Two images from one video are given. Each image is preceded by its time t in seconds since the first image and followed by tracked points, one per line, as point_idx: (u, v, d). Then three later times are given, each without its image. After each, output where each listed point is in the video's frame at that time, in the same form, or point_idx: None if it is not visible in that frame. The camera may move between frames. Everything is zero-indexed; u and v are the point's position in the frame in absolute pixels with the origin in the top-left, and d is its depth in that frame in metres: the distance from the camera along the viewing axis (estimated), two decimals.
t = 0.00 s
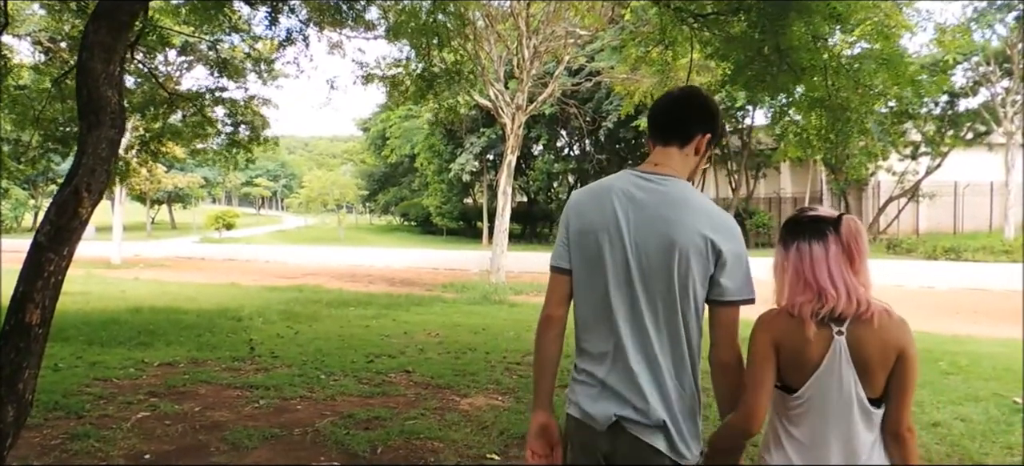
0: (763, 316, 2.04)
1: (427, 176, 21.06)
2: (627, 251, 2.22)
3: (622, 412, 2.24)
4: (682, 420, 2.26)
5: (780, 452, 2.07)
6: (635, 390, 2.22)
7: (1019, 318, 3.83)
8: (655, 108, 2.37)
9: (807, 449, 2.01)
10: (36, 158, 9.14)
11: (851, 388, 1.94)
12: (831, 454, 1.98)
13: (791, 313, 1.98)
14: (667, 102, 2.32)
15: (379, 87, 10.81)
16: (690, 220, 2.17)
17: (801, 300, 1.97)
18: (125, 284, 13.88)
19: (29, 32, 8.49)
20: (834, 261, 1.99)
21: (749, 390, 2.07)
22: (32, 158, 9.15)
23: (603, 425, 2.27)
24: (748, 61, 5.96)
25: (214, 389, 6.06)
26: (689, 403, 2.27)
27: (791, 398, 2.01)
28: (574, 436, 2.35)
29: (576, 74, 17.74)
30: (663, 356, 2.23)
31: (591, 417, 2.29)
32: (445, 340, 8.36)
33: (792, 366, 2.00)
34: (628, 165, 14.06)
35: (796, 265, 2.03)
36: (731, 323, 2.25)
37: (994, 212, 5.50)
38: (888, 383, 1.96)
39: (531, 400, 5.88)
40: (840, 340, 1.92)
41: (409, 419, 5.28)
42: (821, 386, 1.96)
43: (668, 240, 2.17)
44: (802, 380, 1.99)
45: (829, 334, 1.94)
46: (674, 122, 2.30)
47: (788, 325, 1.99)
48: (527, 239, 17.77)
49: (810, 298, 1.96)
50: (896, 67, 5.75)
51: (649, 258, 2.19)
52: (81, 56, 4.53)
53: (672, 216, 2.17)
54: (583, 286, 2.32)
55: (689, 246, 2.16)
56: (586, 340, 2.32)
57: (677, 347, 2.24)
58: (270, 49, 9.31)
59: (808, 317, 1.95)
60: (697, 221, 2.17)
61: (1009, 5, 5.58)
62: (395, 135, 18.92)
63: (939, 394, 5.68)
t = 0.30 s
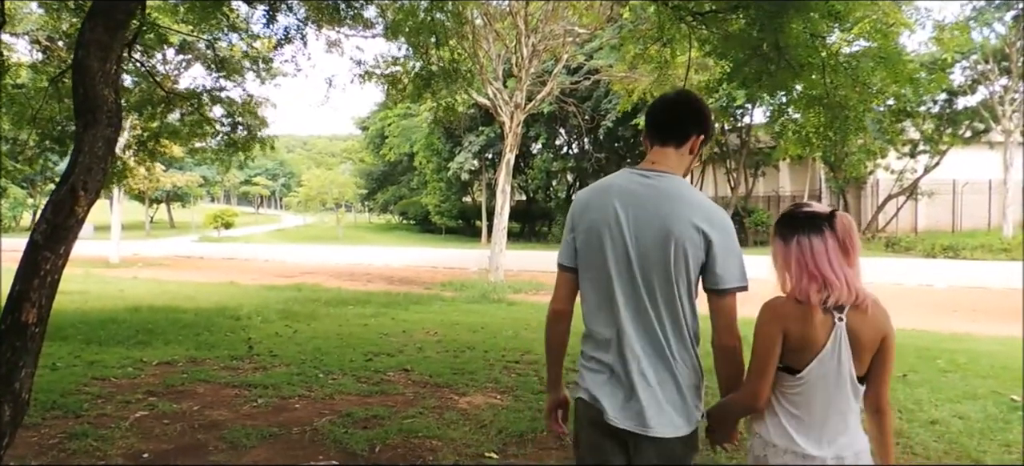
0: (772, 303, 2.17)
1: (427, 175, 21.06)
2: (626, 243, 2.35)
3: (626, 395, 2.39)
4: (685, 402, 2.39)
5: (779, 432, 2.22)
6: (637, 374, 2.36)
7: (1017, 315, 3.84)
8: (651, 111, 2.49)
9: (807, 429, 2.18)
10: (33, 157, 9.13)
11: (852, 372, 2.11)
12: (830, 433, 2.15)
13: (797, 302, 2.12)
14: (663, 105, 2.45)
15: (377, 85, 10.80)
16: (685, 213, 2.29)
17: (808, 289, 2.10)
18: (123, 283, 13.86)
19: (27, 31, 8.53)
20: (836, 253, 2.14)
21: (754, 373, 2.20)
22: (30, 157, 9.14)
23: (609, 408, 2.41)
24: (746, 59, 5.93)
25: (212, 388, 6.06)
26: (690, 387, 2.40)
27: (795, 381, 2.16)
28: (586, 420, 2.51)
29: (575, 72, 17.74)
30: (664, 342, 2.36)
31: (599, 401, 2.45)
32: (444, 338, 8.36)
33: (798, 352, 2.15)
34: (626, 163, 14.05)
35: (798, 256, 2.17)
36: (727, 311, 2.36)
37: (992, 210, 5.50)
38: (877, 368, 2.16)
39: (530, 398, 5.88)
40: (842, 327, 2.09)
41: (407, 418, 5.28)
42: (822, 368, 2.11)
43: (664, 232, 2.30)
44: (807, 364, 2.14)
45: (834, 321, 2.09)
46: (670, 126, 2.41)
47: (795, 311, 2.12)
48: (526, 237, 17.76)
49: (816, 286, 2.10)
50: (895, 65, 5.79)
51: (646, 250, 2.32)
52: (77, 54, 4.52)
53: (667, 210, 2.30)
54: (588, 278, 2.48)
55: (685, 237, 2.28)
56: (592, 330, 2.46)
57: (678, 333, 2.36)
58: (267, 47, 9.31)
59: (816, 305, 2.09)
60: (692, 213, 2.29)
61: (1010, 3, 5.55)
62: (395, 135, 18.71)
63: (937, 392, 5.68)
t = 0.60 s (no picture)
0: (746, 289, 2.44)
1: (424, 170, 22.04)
2: (636, 238, 2.42)
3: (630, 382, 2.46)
4: (688, 389, 2.47)
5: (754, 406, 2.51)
6: (643, 362, 2.44)
7: (1013, 312, 3.85)
8: (653, 110, 2.55)
9: (779, 401, 2.47)
10: (30, 153, 9.12)
11: (819, 352, 2.41)
12: (799, 404, 2.45)
13: (771, 289, 2.41)
14: (664, 106, 2.52)
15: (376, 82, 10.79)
16: (692, 210, 2.37)
17: (781, 277, 2.40)
18: (121, 279, 13.84)
19: (24, 26, 8.51)
20: (809, 245, 2.42)
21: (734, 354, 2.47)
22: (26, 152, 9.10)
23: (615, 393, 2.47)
24: (744, 55, 5.88)
25: (210, 384, 6.06)
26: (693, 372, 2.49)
27: (770, 360, 2.45)
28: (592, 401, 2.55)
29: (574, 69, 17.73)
30: (669, 333, 2.43)
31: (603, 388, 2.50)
32: (442, 335, 8.36)
33: (772, 333, 2.43)
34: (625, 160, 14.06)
35: (774, 248, 2.45)
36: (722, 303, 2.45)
37: (989, 207, 5.51)
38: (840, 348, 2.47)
39: (528, 394, 5.89)
40: (810, 311, 2.39)
41: (404, 414, 5.29)
42: (793, 348, 2.41)
43: (672, 228, 2.38)
44: (780, 344, 2.43)
45: (804, 304, 2.39)
46: (671, 128, 2.48)
47: (768, 297, 2.41)
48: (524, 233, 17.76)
49: (787, 276, 2.40)
50: (894, 62, 5.83)
51: (655, 243, 2.40)
52: (73, 48, 4.49)
53: (675, 206, 2.38)
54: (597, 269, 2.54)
55: (692, 233, 2.36)
56: (598, 320, 2.52)
57: (682, 325, 2.44)
58: (265, 43, 9.30)
59: (788, 290, 2.39)
60: (699, 211, 2.38)
61: None
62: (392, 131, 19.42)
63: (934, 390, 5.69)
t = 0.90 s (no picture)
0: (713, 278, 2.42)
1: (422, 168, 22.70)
2: (635, 222, 2.41)
3: (627, 365, 2.42)
4: (680, 371, 2.45)
5: (721, 390, 2.50)
6: (642, 347, 2.41)
7: (1013, 302, 3.83)
8: (642, 104, 2.56)
9: (745, 384, 2.47)
10: (29, 152, 9.11)
11: (779, 333, 2.42)
12: (765, 385, 2.46)
13: (733, 278, 2.40)
14: (651, 100, 2.52)
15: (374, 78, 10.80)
16: (686, 195, 2.39)
17: (741, 267, 2.38)
18: (121, 277, 13.85)
19: (21, 26, 8.48)
20: (770, 235, 2.39)
21: (702, 341, 2.45)
22: (25, 152, 9.09)
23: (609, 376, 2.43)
24: (742, 49, 5.83)
25: (209, 380, 6.06)
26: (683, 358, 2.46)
27: (735, 344, 2.44)
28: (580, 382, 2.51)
29: (572, 65, 17.72)
30: (665, 316, 2.42)
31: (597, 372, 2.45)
32: (442, 331, 8.37)
33: (735, 318, 2.43)
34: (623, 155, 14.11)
35: (735, 238, 2.42)
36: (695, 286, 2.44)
37: (989, 200, 5.50)
38: (800, 328, 2.48)
39: (527, 389, 5.87)
40: (770, 297, 2.40)
41: (404, 409, 5.29)
42: (755, 331, 2.42)
43: (669, 212, 2.38)
44: (743, 328, 2.43)
45: (764, 292, 2.39)
46: (657, 123, 2.48)
47: (730, 285, 2.41)
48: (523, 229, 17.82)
49: (750, 265, 2.37)
50: (891, 56, 5.81)
51: (652, 228, 2.40)
52: (69, 45, 4.48)
53: (672, 193, 2.39)
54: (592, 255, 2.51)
55: (687, 218, 2.38)
56: (593, 304, 2.48)
57: (677, 311, 2.44)
58: (263, 41, 9.30)
59: (748, 279, 2.38)
60: (693, 197, 2.40)
61: None
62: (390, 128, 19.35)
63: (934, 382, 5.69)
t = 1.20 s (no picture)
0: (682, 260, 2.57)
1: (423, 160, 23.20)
2: (600, 217, 2.56)
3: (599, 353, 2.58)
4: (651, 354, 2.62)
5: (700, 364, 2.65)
6: (615, 333, 2.56)
7: (1012, 287, 3.82)
8: (600, 104, 2.72)
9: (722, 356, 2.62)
10: (29, 145, 9.07)
11: (749, 302, 2.59)
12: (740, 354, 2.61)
13: (700, 256, 2.57)
14: (607, 99, 2.68)
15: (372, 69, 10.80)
16: (647, 188, 2.55)
17: (706, 243, 2.56)
18: (121, 268, 13.86)
19: (19, 18, 8.48)
20: (731, 212, 2.58)
21: (674, 321, 2.58)
22: (24, 144, 9.07)
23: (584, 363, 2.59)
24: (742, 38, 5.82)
25: (209, 370, 6.07)
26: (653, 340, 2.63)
27: (707, 319, 2.60)
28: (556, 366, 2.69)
29: (571, 55, 17.74)
30: (633, 303, 2.57)
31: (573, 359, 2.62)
32: (442, 320, 8.39)
33: (706, 294, 2.58)
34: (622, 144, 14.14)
35: (698, 219, 2.60)
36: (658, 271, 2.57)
37: (988, 189, 5.49)
38: (766, 298, 2.66)
39: (526, 378, 5.87)
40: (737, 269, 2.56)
41: (404, 397, 5.30)
42: (727, 303, 2.58)
43: (632, 205, 2.53)
44: (714, 302, 2.59)
45: (730, 266, 2.56)
46: (614, 120, 2.64)
47: (698, 263, 2.57)
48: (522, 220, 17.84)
49: (715, 241, 2.56)
50: (890, 45, 5.80)
51: (618, 222, 2.55)
52: (66, 30, 4.43)
53: (632, 187, 2.55)
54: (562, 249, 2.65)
55: (650, 209, 2.53)
56: (565, 296, 2.64)
57: (645, 296, 2.59)
58: (262, 31, 9.29)
59: (714, 254, 2.55)
60: (653, 189, 2.56)
61: None
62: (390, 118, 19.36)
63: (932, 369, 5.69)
